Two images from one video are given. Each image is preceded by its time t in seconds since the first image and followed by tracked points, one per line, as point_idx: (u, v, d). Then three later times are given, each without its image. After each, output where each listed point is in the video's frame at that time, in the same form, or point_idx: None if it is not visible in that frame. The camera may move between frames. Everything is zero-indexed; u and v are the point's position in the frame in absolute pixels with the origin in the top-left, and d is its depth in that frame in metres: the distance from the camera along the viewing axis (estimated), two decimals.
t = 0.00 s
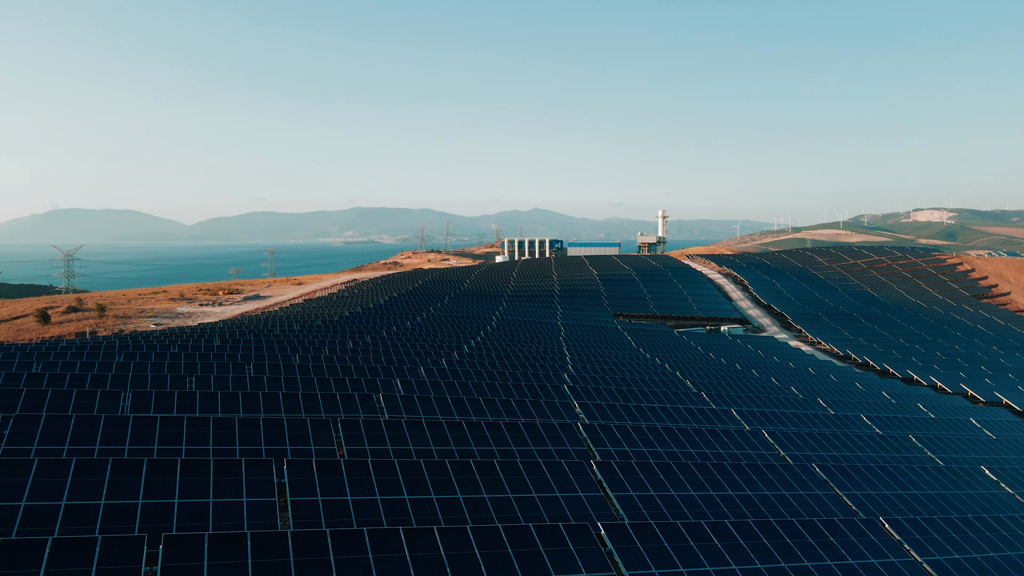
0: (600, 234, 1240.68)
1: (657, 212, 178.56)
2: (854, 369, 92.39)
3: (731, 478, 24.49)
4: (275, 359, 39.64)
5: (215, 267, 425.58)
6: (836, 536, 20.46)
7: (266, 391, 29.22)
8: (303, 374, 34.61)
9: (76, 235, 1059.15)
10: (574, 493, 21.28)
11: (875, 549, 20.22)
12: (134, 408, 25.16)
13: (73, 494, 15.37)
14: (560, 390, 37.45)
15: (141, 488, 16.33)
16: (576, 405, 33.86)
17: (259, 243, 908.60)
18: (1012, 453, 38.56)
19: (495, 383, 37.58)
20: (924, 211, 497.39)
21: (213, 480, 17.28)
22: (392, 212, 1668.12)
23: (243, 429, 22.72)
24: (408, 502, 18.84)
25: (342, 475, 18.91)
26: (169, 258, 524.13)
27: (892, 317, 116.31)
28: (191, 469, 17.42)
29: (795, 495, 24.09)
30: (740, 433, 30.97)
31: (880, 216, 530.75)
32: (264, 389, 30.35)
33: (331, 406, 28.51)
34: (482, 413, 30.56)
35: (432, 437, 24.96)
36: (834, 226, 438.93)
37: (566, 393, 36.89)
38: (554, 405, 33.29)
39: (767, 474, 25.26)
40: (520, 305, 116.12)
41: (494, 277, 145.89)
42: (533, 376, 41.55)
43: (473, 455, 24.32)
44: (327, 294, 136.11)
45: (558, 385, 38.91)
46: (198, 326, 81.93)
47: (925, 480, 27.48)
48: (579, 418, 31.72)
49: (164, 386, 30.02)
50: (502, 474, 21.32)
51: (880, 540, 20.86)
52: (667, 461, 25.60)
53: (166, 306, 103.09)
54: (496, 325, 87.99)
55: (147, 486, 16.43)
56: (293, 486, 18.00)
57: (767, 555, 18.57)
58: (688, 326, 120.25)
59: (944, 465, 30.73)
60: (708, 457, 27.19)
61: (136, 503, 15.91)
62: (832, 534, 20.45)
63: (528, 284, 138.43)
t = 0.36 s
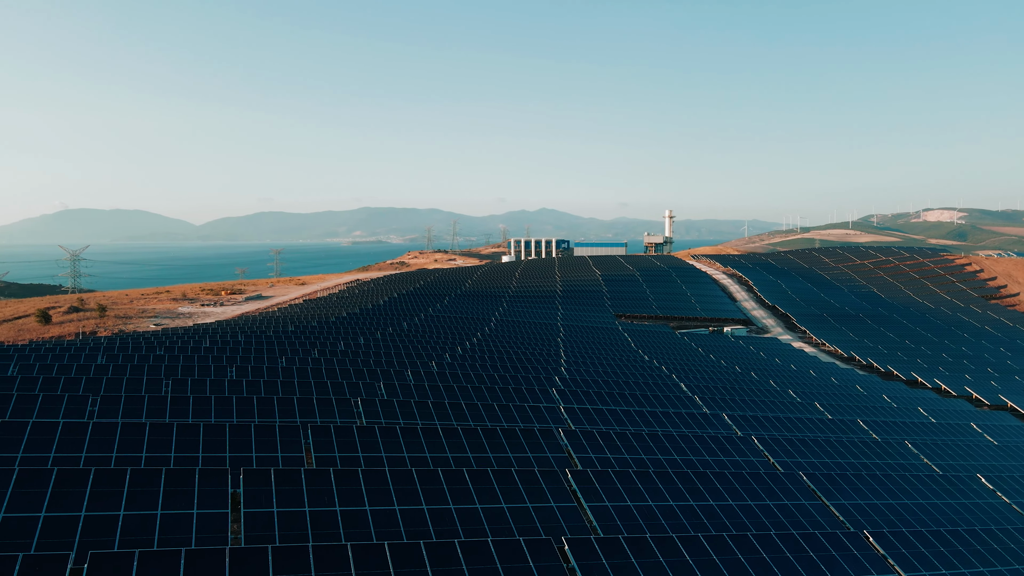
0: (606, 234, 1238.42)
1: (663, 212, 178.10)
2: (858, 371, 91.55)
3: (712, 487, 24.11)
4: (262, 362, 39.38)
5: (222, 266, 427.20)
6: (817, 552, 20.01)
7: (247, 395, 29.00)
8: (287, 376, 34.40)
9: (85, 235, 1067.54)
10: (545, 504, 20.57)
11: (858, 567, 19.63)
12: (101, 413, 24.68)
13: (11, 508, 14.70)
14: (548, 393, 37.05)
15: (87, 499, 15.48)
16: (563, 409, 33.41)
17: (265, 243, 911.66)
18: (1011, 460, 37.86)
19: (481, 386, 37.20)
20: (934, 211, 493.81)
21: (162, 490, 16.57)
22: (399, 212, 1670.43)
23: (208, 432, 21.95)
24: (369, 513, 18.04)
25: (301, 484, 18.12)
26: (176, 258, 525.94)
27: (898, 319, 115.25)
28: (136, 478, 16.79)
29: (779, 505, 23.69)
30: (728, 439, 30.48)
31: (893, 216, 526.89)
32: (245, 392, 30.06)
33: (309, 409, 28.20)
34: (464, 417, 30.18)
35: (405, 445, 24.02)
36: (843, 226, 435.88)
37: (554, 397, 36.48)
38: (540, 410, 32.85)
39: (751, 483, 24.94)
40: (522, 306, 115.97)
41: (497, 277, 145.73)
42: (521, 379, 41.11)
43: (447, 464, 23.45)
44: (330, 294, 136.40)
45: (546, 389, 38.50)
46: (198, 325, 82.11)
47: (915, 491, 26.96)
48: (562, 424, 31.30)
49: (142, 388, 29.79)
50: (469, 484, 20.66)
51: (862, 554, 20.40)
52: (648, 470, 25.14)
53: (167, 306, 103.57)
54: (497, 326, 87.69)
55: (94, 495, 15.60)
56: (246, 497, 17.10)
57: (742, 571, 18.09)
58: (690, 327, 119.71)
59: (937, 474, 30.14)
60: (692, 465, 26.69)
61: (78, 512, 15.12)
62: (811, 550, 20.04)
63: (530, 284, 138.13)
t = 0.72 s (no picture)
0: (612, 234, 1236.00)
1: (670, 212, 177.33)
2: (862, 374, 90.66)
3: (692, 496, 23.46)
4: (247, 363, 39.07)
5: (230, 267, 429.46)
6: (794, 567, 19.25)
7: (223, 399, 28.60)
8: (270, 378, 34.06)
9: (94, 235, 1076.21)
10: (514, 515, 19.35)
11: None
12: (66, 417, 24.03)
13: None
14: (535, 397, 36.43)
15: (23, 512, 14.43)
16: (548, 413, 32.76)
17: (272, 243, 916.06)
18: (1012, 467, 36.94)
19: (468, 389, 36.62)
20: (945, 211, 489.69)
21: (106, 502, 15.51)
22: (407, 211, 1673.43)
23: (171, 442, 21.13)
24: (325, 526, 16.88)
25: (254, 497, 17.10)
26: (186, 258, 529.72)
27: (905, 320, 114.06)
28: (83, 490, 15.97)
29: (761, 515, 23.09)
30: (716, 446, 29.89)
31: (903, 216, 522.88)
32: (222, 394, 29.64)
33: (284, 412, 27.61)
34: (445, 420, 29.59)
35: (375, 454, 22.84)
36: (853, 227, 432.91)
37: (541, 401, 35.85)
38: (524, 413, 32.20)
39: (734, 493, 24.33)
40: (525, 307, 115.66)
41: (501, 277, 145.58)
42: (510, 382, 40.56)
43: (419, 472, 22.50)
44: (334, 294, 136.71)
45: (534, 392, 37.90)
46: (199, 326, 82.16)
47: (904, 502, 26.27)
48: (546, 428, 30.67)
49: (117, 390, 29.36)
50: (435, 494, 19.62)
51: (841, 570, 19.63)
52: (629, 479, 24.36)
53: (169, 306, 103.94)
54: (498, 326, 87.40)
55: (31, 508, 14.58)
56: (195, 509, 16.01)
57: None
58: (694, 328, 119.01)
59: (930, 483, 29.39)
60: (675, 474, 26.07)
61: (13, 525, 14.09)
62: (788, 566, 19.21)
63: (533, 284, 137.78)
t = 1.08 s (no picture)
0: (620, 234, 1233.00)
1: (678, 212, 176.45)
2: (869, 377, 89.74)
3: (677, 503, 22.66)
4: (237, 364, 38.99)
5: (241, 266, 432.72)
6: None
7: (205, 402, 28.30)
8: (257, 380, 33.92)
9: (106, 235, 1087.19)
10: (482, 528, 18.17)
11: None
12: (30, 422, 23.14)
13: None
14: (524, 401, 36.09)
15: None
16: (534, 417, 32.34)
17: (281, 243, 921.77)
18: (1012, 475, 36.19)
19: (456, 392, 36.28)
20: (959, 211, 484.74)
21: (48, 514, 13.99)
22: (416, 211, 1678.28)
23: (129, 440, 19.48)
24: (279, 538, 15.45)
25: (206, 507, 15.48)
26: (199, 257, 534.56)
27: (914, 321, 112.75)
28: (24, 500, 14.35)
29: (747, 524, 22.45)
30: (706, 452, 29.46)
31: (915, 216, 518.09)
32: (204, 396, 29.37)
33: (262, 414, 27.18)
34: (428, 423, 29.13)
35: (347, 458, 21.38)
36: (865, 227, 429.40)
37: (529, 405, 35.51)
38: (509, 418, 31.80)
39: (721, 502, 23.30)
40: (530, 308, 115.30)
41: (506, 277, 145.35)
42: (500, 385, 40.17)
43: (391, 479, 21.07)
44: (340, 294, 137.18)
45: (524, 396, 37.57)
46: (202, 326, 82.53)
47: (896, 513, 25.68)
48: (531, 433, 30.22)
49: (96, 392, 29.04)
50: (400, 505, 18.05)
51: None
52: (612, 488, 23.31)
53: (174, 306, 104.49)
54: (503, 327, 87.16)
55: None
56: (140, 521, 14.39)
57: None
58: (699, 329, 118.17)
59: (925, 492, 28.79)
60: (661, 482, 25.57)
61: None
62: None
63: (539, 284, 137.45)
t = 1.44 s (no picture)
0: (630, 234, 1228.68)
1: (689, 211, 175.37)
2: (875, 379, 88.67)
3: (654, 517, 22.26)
4: (226, 366, 39.12)
5: (253, 266, 435.93)
6: None
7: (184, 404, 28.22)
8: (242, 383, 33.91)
9: (119, 235, 1099.35)
10: (442, 541, 17.86)
11: None
12: None
13: None
14: (512, 406, 35.77)
15: None
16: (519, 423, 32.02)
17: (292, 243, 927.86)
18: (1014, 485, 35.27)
19: (443, 396, 36.05)
20: (976, 210, 478.09)
21: None
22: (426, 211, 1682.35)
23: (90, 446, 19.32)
24: (228, 553, 15.16)
25: (154, 520, 15.23)
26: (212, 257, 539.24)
27: (925, 323, 111.20)
28: None
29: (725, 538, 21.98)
30: (692, 461, 28.87)
31: (931, 216, 511.50)
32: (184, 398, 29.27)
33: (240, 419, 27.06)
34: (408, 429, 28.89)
35: (314, 466, 21.08)
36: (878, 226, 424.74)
37: (517, 410, 35.18)
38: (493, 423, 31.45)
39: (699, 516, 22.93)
40: (535, 308, 115.06)
41: (512, 278, 145.27)
42: (493, 387, 39.86)
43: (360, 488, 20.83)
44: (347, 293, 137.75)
45: (513, 400, 37.26)
46: (206, 326, 83.18)
47: (883, 528, 25.03)
48: (514, 439, 29.85)
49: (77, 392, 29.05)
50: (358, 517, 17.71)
51: None
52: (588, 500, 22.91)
53: (180, 306, 105.47)
54: (507, 328, 87.10)
55: None
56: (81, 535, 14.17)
57: None
58: (705, 331, 117.42)
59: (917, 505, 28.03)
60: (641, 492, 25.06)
61: None
62: None
63: (545, 284, 137.20)
